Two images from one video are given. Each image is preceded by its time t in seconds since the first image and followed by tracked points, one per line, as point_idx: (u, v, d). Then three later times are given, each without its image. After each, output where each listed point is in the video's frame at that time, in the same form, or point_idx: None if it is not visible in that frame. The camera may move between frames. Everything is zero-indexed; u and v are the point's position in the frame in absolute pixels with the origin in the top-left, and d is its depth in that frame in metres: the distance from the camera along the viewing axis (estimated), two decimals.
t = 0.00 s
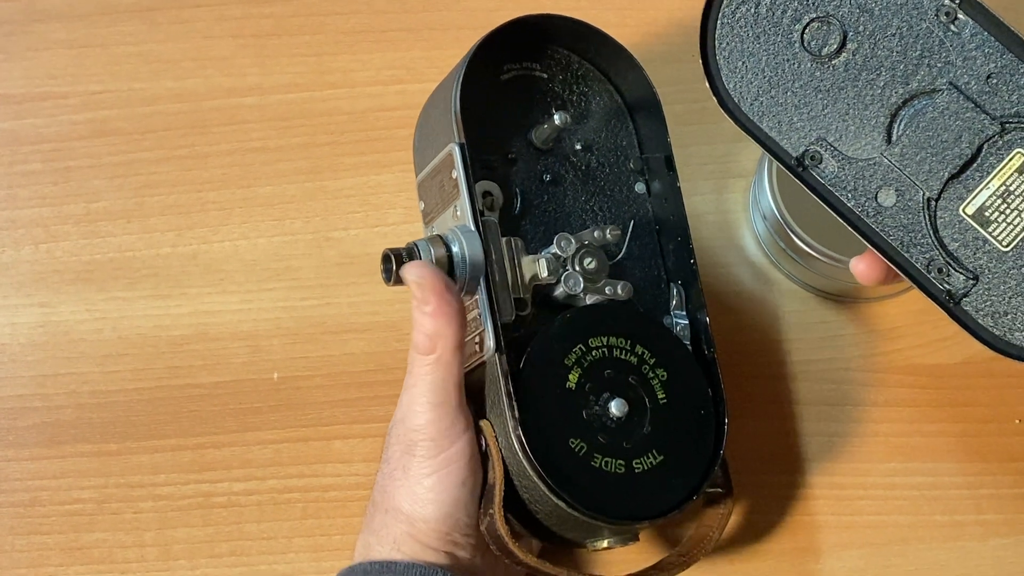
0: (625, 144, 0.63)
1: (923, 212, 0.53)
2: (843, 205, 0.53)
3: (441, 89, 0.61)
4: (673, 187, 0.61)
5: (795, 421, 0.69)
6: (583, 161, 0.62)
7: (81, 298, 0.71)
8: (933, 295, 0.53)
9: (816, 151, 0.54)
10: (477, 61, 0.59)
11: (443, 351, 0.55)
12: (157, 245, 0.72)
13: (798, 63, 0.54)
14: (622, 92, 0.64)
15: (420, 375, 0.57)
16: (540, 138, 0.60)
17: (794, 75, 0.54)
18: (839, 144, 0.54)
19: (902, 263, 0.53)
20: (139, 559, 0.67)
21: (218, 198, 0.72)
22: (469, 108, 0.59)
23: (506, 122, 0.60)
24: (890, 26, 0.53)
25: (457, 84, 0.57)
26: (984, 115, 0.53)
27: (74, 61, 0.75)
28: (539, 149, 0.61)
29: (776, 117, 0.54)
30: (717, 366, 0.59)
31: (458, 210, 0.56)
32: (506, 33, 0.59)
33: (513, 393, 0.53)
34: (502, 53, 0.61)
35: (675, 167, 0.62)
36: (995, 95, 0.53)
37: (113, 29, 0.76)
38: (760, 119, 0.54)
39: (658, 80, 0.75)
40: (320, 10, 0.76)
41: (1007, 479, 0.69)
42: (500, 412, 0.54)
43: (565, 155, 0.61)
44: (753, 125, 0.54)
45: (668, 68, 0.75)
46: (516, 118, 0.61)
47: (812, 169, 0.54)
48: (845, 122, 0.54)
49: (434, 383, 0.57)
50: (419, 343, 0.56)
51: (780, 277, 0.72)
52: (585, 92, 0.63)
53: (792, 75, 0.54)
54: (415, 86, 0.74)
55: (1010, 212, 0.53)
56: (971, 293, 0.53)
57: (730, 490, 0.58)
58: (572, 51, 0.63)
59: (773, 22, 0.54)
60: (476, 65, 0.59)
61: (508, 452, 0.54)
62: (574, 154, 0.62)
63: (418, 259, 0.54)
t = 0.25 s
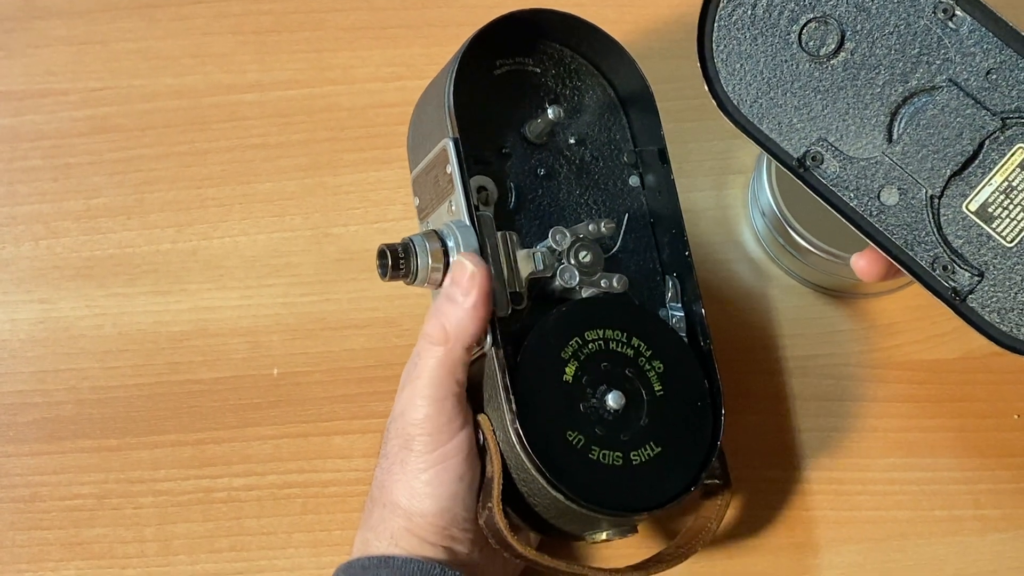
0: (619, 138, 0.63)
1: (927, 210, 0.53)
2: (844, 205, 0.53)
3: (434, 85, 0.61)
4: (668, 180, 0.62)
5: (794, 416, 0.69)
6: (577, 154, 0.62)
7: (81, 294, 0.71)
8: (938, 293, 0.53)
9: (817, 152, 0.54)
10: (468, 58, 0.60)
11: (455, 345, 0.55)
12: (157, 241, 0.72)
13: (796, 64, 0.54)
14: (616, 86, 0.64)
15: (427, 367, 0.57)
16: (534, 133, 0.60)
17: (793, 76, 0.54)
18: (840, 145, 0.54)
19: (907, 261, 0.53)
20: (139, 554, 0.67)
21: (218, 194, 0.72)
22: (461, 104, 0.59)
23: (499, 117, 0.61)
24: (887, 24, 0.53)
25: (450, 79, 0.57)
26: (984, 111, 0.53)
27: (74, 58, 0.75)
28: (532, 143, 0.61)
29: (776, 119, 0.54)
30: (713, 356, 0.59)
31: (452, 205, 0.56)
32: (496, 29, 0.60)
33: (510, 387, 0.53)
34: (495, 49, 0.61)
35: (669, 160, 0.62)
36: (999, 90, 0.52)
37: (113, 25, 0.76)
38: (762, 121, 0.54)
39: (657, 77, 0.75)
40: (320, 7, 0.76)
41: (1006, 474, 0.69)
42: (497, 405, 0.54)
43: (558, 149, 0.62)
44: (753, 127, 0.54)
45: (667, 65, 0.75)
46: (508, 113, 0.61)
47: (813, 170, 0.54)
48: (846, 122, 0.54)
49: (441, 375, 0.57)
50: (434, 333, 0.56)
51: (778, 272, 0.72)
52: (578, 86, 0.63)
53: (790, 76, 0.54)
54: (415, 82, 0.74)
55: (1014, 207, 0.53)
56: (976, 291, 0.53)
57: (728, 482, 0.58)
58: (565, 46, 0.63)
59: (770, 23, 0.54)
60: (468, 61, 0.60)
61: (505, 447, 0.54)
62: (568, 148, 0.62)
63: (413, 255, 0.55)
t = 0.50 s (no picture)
0: (624, 137, 0.63)
1: (921, 209, 0.53)
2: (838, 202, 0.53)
3: (441, 83, 0.61)
4: (672, 180, 0.62)
5: (793, 415, 0.69)
6: (582, 153, 0.62)
7: (82, 293, 0.71)
8: (933, 292, 0.53)
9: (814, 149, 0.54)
10: (475, 55, 0.59)
11: (458, 350, 0.55)
12: (157, 240, 0.72)
13: (794, 62, 0.54)
14: (621, 84, 0.64)
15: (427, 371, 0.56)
16: (539, 132, 0.60)
17: (790, 73, 0.54)
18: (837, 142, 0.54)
19: (902, 261, 0.53)
20: (140, 552, 0.67)
21: (218, 193, 0.73)
22: (467, 102, 0.59)
23: (505, 115, 0.60)
24: (885, 23, 0.54)
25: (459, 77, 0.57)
26: (981, 111, 0.53)
27: (75, 57, 0.75)
28: (538, 142, 0.61)
29: (773, 116, 0.54)
30: (716, 359, 0.59)
31: (459, 206, 0.56)
32: (502, 27, 0.60)
33: (514, 390, 0.53)
34: (502, 47, 0.61)
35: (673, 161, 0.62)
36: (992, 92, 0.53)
37: (113, 25, 0.76)
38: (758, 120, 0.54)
39: (657, 76, 0.75)
40: (320, 6, 0.76)
41: (1006, 472, 0.69)
42: (503, 410, 0.54)
43: (564, 148, 0.62)
44: (750, 125, 0.54)
45: (666, 64, 0.75)
46: (514, 111, 0.61)
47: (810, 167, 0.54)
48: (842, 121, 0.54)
49: (442, 379, 0.57)
50: (435, 338, 0.55)
51: (779, 271, 0.72)
52: (584, 85, 0.63)
53: (788, 74, 0.54)
54: (415, 81, 0.74)
55: (1009, 208, 0.53)
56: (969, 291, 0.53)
57: (728, 484, 0.59)
58: (570, 44, 0.63)
59: (768, 21, 0.54)
60: (476, 59, 0.60)
61: (509, 450, 0.54)
62: (573, 147, 0.62)
63: (418, 256, 0.54)
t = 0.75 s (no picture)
0: (630, 137, 0.63)
1: (920, 212, 0.53)
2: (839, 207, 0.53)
3: (448, 82, 0.61)
4: (677, 181, 0.62)
5: (795, 414, 0.69)
6: (588, 153, 0.62)
7: (85, 292, 0.71)
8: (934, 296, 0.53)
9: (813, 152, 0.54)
10: (481, 55, 0.59)
11: (460, 349, 0.55)
12: (159, 239, 0.72)
13: (792, 67, 0.54)
14: (627, 84, 0.64)
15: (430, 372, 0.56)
16: (545, 132, 0.60)
17: (789, 78, 0.54)
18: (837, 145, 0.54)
19: (904, 264, 0.53)
20: (142, 551, 0.67)
21: (220, 192, 0.73)
22: (473, 102, 0.59)
23: (511, 115, 0.61)
24: (883, 27, 0.54)
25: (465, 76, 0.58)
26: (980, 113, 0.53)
27: (77, 57, 0.75)
28: (544, 142, 0.61)
29: (771, 119, 0.54)
30: (719, 361, 0.59)
31: (463, 205, 0.56)
32: (509, 27, 0.60)
33: (517, 390, 0.53)
34: (508, 47, 0.61)
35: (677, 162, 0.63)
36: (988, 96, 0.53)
37: (115, 24, 0.76)
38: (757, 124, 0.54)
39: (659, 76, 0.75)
40: (322, 6, 0.76)
41: (1008, 472, 0.69)
42: (504, 409, 0.54)
43: (569, 148, 0.62)
44: (751, 131, 0.54)
45: (669, 64, 0.75)
46: (520, 111, 0.61)
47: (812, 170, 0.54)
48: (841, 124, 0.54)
49: (445, 379, 0.57)
50: (437, 338, 0.55)
51: (781, 271, 0.72)
52: (590, 85, 0.63)
53: (787, 79, 0.54)
54: (417, 81, 0.75)
55: (1011, 211, 0.53)
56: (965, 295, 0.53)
57: (730, 486, 0.59)
58: (577, 44, 0.63)
59: (766, 26, 0.54)
60: (482, 59, 0.60)
61: (512, 449, 0.54)
62: (579, 147, 0.62)
63: (423, 255, 0.55)
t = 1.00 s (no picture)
0: (625, 133, 0.63)
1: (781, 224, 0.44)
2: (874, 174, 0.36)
3: (445, 78, 0.61)
4: (674, 175, 0.62)
5: (795, 412, 0.69)
6: (585, 149, 0.62)
7: (83, 290, 0.71)
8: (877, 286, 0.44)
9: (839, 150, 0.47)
10: (478, 51, 0.59)
11: (464, 342, 0.56)
12: (158, 237, 0.72)
13: None
14: (622, 82, 0.64)
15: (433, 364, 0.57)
16: (543, 127, 0.60)
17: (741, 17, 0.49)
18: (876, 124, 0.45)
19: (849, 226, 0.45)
20: (140, 550, 0.67)
21: (219, 191, 0.73)
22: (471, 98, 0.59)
23: (508, 111, 0.61)
24: None
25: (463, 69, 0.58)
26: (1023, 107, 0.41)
27: (77, 55, 0.75)
28: (541, 138, 0.61)
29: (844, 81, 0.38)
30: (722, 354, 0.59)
31: (465, 198, 0.56)
32: (504, 24, 0.60)
33: (522, 379, 0.53)
34: (504, 44, 0.61)
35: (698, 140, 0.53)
36: None
37: (115, 23, 0.76)
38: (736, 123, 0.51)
39: (658, 74, 0.75)
40: (322, 4, 0.76)
41: (1008, 471, 0.69)
42: (509, 398, 0.54)
43: (567, 143, 0.62)
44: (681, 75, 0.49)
45: (668, 62, 0.75)
46: (517, 107, 0.61)
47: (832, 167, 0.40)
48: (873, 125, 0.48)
49: (449, 371, 0.57)
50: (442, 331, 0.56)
51: (780, 270, 0.72)
52: (585, 82, 0.63)
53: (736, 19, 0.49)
54: (417, 80, 0.75)
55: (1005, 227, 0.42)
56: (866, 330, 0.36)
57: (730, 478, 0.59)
58: (572, 41, 0.63)
59: None
60: (480, 54, 0.60)
61: (517, 440, 0.54)
62: (576, 142, 0.62)
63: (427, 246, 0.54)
